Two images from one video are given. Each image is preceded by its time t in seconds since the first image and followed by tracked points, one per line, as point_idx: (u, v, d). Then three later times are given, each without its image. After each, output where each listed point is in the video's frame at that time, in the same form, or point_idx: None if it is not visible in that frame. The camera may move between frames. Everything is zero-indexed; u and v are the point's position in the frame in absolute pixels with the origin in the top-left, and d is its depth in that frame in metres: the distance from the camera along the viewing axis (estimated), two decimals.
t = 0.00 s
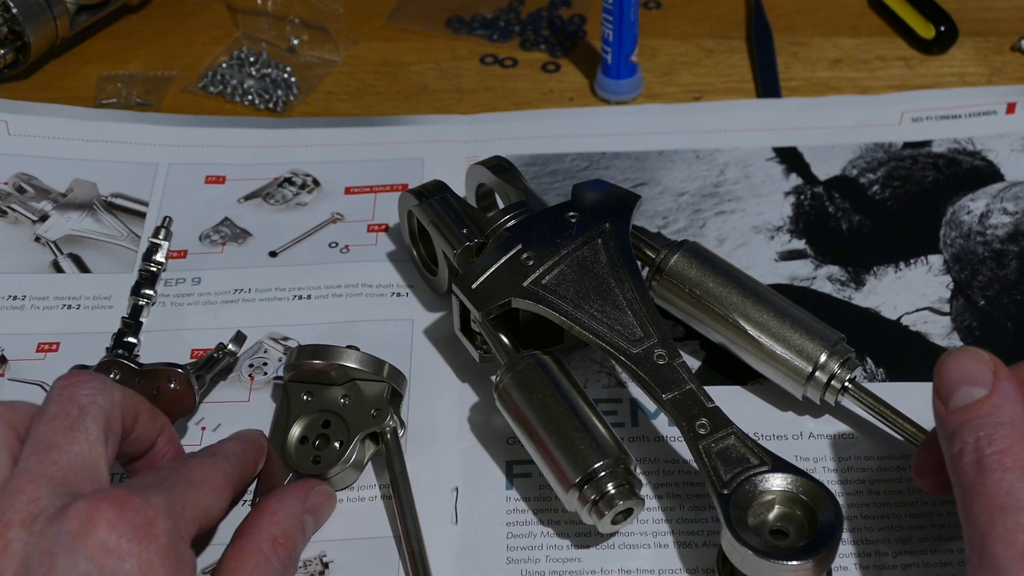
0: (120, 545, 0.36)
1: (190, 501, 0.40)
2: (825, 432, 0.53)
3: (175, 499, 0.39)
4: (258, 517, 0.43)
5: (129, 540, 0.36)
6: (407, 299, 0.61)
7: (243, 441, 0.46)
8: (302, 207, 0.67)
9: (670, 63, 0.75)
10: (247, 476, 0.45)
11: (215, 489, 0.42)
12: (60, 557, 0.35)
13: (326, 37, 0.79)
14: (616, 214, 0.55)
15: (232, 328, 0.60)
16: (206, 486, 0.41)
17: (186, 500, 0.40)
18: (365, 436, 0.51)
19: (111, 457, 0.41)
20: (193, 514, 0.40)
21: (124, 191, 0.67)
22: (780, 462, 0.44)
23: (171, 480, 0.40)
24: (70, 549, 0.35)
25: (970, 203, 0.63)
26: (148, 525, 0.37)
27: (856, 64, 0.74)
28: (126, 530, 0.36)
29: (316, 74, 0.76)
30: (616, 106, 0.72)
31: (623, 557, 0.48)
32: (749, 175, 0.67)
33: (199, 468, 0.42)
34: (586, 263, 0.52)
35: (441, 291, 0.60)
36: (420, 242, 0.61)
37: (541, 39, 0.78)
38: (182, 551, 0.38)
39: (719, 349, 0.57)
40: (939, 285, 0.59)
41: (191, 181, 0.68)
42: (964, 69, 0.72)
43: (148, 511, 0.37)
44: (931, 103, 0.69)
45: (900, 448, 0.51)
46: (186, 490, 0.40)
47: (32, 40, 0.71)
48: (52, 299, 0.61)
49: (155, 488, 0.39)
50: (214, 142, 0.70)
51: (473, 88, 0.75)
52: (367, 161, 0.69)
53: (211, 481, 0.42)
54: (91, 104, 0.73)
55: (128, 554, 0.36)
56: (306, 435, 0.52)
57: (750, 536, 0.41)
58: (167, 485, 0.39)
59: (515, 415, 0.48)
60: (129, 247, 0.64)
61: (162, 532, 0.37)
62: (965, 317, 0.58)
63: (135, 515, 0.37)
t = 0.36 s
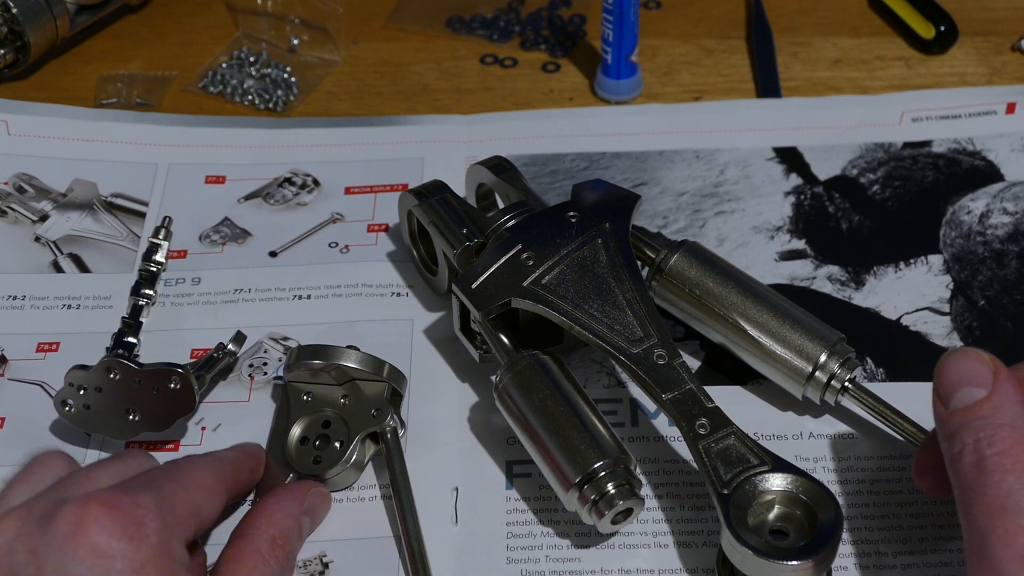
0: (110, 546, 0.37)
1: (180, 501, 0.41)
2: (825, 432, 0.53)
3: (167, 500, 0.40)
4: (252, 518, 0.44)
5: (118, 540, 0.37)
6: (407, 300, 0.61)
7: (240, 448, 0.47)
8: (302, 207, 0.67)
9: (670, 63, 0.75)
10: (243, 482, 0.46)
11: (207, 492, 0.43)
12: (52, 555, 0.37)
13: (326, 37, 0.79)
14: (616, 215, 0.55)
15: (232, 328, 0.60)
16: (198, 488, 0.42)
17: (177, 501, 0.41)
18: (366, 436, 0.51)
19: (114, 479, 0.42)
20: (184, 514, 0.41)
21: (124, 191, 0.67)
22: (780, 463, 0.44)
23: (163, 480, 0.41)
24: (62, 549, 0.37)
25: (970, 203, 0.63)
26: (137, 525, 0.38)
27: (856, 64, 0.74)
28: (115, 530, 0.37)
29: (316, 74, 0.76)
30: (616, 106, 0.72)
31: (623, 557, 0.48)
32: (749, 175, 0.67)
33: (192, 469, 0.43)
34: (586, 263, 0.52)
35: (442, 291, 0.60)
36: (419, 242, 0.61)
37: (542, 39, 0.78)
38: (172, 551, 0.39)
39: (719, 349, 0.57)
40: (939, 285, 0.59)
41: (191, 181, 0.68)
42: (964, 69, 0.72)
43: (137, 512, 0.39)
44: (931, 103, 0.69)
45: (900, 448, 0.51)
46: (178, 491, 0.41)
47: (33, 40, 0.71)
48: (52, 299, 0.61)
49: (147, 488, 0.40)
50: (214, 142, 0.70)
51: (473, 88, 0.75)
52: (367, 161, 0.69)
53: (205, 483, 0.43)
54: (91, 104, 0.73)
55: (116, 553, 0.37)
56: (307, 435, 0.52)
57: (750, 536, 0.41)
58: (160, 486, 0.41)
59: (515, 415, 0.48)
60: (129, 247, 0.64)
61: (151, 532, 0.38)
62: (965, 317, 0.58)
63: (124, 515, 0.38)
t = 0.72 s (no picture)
0: (108, 546, 0.37)
1: (180, 501, 0.41)
2: (825, 432, 0.53)
3: (165, 499, 0.40)
4: (249, 518, 0.44)
5: (116, 540, 0.37)
6: (407, 300, 0.61)
7: (241, 452, 0.47)
8: (302, 207, 0.67)
9: (670, 63, 0.75)
10: (245, 484, 0.46)
11: (208, 492, 0.43)
12: (51, 556, 0.37)
13: (326, 37, 0.79)
14: (616, 214, 0.55)
15: (232, 328, 0.60)
16: (198, 487, 0.42)
17: (176, 500, 0.41)
18: (368, 436, 0.51)
19: (117, 484, 0.42)
20: (183, 513, 0.41)
21: (124, 191, 0.67)
22: (780, 463, 0.44)
23: (163, 480, 0.41)
24: (61, 549, 0.37)
25: (970, 203, 0.63)
26: (135, 524, 0.38)
27: (856, 64, 0.74)
28: (114, 530, 0.38)
29: (316, 74, 0.76)
30: (616, 105, 0.72)
31: (623, 557, 0.48)
32: (749, 175, 0.67)
33: (192, 470, 0.43)
34: (586, 263, 0.52)
35: (442, 291, 0.60)
36: (419, 242, 0.61)
37: (541, 39, 0.78)
38: (171, 550, 0.39)
39: (719, 349, 0.57)
40: (939, 285, 0.59)
41: (191, 181, 0.68)
42: (964, 69, 0.72)
43: (135, 512, 0.39)
44: (931, 103, 0.69)
45: (900, 448, 0.51)
46: (177, 490, 0.41)
47: (32, 40, 0.71)
48: (52, 299, 0.61)
49: (146, 488, 0.40)
50: (214, 142, 0.70)
51: (473, 88, 0.75)
52: (367, 161, 0.69)
53: (203, 482, 0.43)
54: (91, 104, 0.73)
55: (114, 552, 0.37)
56: (309, 437, 0.52)
57: (750, 535, 0.41)
58: (158, 486, 0.41)
59: (515, 414, 0.48)
60: (129, 247, 0.64)
61: (150, 531, 0.39)
62: (965, 317, 0.58)
63: (122, 515, 0.38)
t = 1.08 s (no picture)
0: (108, 546, 0.37)
1: (179, 500, 0.41)
2: (826, 432, 0.53)
3: (164, 498, 0.40)
4: (247, 519, 0.44)
5: (116, 539, 0.37)
6: (407, 300, 0.61)
7: (240, 453, 0.47)
8: (302, 207, 0.67)
9: (670, 63, 0.75)
10: (244, 482, 0.46)
11: (206, 491, 0.43)
12: (52, 556, 0.37)
13: (326, 37, 0.79)
14: (616, 214, 0.55)
15: (232, 329, 0.60)
16: (197, 486, 0.42)
17: (175, 500, 0.41)
18: (367, 436, 0.51)
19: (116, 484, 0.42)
20: (183, 513, 0.41)
21: (124, 191, 0.67)
22: (780, 463, 0.44)
23: (162, 479, 0.41)
24: (61, 550, 0.37)
25: (970, 203, 0.63)
26: (135, 524, 0.38)
27: (856, 64, 0.74)
28: (113, 530, 0.37)
29: (316, 74, 0.76)
30: (616, 105, 0.72)
31: (623, 557, 0.48)
32: (749, 175, 0.67)
33: (191, 469, 0.43)
34: (586, 263, 0.52)
35: (442, 291, 0.60)
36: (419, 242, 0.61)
37: (541, 39, 0.78)
38: (171, 549, 0.39)
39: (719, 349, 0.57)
40: (939, 285, 0.59)
41: (191, 181, 0.68)
42: (964, 69, 0.72)
43: (136, 511, 0.39)
44: (931, 103, 0.69)
45: (901, 448, 0.51)
46: (176, 490, 0.41)
47: (32, 40, 0.71)
48: (52, 299, 0.61)
49: (145, 488, 0.40)
50: (214, 142, 0.70)
51: (473, 88, 0.75)
52: (367, 161, 0.69)
53: (202, 481, 0.43)
54: (91, 104, 0.73)
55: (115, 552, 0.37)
56: (309, 436, 0.52)
57: (750, 535, 0.41)
58: (157, 485, 0.41)
59: (516, 415, 0.48)
60: (129, 247, 0.64)
61: (150, 531, 0.39)
62: (965, 317, 0.58)
63: (122, 514, 0.38)
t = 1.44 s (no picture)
0: (110, 543, 0.37)
1: (179, 497, 0.41)
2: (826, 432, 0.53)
3: (164, 495, 0.40)
4: (246, 515, 0.44)
5: (118, 537, 0.37)
6: (407, 299, 0.61)
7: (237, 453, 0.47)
8: (302, 207, 0.67)
9: (670, 63, 0.75)
10: (240, 478, 0.46)
11: (205, 487, 0.43)
12: (52, 554, 0.37)
13: (326, 37, 0.79)
14: (617, 202, 0.55)
15: (232, 329, 0.60)
16: (196, 482, 0.42)
17: (175, 497, 0.41)
18: (369, 435, 0.51)
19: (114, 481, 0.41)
20: (183, 510, 0.41)
21: (124, 191, 0.67)
22: (800, 433, 0.45)
23: (161, 476, 0.41)
24: (62, 549, 0.37)
25: (971, 204, 0.63)
26: (137, 521, 0.38)
27: (856, 64, 0.74)
28: (115, 528, 0.37)
29: (317, 74, 0.76)
30: (616, 106, 0.72)
31: (623, 557, 0.48)
32: (749, 175, 0.67)
33: (189, 464, 0.43)
34: (592, 249, 0.52)
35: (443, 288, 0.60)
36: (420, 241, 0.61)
37: (542, 39, 0.78)
38: (172, 545, 0.39)
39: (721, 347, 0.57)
40: (940, 285, 0.59)
41: (191, 180, 0.68)
42: (964, 69, 0.72)
43: (137, 509, 0.39)
44: (931, 103, 0.69)
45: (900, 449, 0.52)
46: (176, 486, 0.41)
47: (33, 40, 0.71)
48: (52, 299, 0.61)
49: (145, 485, 0.40)
50: (214, 142, 0.70)
51: (473, 88, 0.75)
52: (367, 161, 0.69)
53: (202, 478, 0.43)
54: (91, 104, 0.73)
55: (117, 549, 0.37)
56: (311, 434, 0.52)
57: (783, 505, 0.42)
58: (157, 483, 0.41)
59: (532, 398, 0.48)
60: (129, 247, 0.64)
61: (151, 528, 0.38)
62: (965, 317, 0.58)
63: (123, 511, 0.38)
